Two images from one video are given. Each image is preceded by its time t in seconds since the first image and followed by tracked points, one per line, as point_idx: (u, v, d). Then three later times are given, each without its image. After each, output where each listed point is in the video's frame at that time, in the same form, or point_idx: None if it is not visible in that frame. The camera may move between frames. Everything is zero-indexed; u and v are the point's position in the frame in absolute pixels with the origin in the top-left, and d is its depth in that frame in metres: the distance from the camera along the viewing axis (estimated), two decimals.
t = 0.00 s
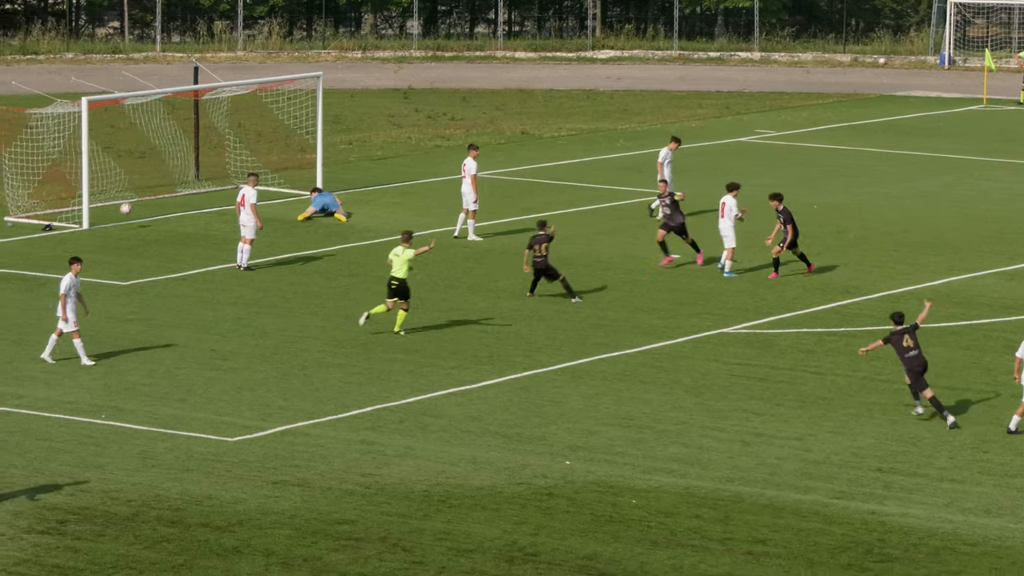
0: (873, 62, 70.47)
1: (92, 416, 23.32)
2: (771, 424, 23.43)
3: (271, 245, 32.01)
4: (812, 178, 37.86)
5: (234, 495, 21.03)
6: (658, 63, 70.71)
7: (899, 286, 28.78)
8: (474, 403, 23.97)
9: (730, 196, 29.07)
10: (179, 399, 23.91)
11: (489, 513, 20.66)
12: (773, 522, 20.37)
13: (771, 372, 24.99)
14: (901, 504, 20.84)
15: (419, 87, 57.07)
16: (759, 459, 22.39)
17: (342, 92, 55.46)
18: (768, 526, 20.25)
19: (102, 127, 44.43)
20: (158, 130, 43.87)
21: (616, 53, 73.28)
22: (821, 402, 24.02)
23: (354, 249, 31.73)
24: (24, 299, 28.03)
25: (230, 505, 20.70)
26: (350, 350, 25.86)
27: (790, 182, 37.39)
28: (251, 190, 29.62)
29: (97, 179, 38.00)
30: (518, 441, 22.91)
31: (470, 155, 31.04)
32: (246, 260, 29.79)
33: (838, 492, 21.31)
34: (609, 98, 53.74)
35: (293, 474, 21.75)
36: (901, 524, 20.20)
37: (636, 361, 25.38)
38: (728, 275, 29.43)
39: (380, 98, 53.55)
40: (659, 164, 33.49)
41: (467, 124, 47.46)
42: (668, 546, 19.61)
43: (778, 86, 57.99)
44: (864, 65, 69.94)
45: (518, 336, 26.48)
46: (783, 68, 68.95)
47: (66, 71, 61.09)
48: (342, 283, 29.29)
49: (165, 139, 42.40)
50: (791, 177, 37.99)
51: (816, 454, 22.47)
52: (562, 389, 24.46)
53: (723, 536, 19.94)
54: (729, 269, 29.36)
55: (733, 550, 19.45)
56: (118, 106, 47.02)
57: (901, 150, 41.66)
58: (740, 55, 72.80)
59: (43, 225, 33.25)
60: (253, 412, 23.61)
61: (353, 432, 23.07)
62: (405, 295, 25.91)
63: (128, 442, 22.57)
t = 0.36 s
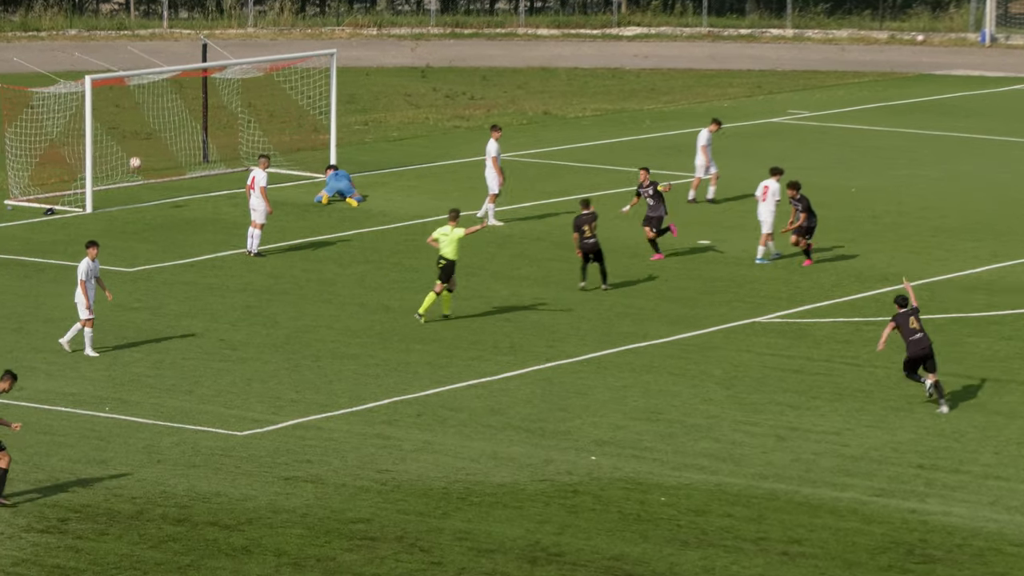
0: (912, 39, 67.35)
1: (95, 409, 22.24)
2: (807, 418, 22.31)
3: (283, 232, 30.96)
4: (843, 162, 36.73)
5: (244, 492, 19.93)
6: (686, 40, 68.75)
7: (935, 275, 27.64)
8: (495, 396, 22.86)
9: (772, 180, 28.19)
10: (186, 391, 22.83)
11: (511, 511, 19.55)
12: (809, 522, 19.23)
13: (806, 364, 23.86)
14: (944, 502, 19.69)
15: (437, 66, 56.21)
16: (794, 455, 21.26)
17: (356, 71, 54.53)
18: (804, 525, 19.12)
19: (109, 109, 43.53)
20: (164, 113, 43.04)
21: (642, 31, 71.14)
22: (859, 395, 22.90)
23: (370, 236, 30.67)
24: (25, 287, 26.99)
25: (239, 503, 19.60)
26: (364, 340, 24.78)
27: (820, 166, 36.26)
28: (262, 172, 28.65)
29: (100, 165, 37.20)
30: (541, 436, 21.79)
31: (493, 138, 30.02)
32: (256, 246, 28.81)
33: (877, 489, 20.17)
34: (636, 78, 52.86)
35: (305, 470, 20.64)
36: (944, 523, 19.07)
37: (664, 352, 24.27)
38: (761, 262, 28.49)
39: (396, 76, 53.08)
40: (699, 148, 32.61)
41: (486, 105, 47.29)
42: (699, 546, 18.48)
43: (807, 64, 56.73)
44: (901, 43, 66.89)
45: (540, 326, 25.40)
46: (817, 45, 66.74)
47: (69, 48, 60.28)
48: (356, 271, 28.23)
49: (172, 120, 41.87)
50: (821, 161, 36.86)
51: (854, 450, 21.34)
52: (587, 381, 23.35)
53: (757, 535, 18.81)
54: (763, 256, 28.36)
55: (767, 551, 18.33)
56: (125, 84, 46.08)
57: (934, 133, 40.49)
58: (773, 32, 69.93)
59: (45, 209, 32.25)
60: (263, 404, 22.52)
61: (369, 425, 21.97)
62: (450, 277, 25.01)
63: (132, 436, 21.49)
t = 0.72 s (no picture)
0: (964, 9, 64.87)
1: (84, 408, 20.65)
2: (850, 418, 20.67)
3: (289, 218, 29.38)
4: (879, 145, 35.07)
5: (244, 497, 18.35)
6: (721, 11, 66.34)
7: (982, 265, 26.01)
8: (515, 394, 21.26)
9: (826, 164, 26.85)
10: (182, 389, 21.25)
11: (531, 518, 17.95)
12: (853, 530, 17.61)
13: (847, 360, 22.23)
14: (999, 509, 18.05)
15: (450, 38, 54.74)
16: (836, 458, 19.63)
17: (366, 45, 53.02)
18: (847, 534, 17.51)
19: (101, 87, 42.06)
20: (155, 91, 41.65)
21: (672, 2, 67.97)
22: (906, 394, 21.27)
23: (380, 222, 29.07)
24: (13, 276, 25.42)
25: (238, 509, 18.03)
26: (374, 333, 23.19)
27: (854, 149, 34.60)
28: (262, 153, 27.16)
29: (88, 148, 35.83)
30: (563, 437, 20.18)
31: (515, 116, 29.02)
32: (257, 233, 27.30)
33: (926, 494, 18.54)
34: (667, 52, 51.40)
35: (309, 474, 19.06)
36: (999, 532, 17.44)
37: (695, 347, 22.65)
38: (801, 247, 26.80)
39: (408, 50, 51.56)
40: (751, 129, 31.03)
41: (506, 80, 46.18)
42: (734, 555, 16.90)
43: (838, 37, 55.07)
44: (952, 13, 64.28)
45: (562, 319, 23.79)
46: (861, 18, 64.01)
47: (55, 20, 58.58)
48: (366, 259, 26.65)
49: (168, 100, 40.67)
50: (856, 143, 35.18)
51: (901, 452, 19.69)
52: (612, 378, 21.73)
53: (797, 545, 17.20)
54: (805, 243, 26.70)
55: (807, 561, 16.75)
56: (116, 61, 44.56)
57: (974, 111, 38.79)
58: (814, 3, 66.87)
59: (30, 193, 30.73)
60: (265, 403, 20.93)
61: (378, 426, 20.37)
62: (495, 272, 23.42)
63: (124, 438, 19.91)
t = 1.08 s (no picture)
0: None
1: (67, 414, 18.78)
2: (909, 426, 18.75)
3: (295, 205, 27.51)
4: (921, 131, 33.15)
5: (243, 513, 16.49)
6: None
7: None
8: (541, 400, 19.36)
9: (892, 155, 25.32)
10: (175, 394, 19.38)
11: (559, 536, 16.06)
12: (915, 551, 15.71)
13: (905, 363, 20.32)
14: None
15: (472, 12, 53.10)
16: (895, 470, 17.72)
17: (381, 17, 51.28)
18: (907, 554, 15.62)
19: (90, 71, 40.27)
20: (147, 72, 40.01)
21: None
22: (971, 401, 19.34)
23: (392, 210, 27.19)
24: None
25: (235, 527, 16.16)
26: (387, 332, 21.31)
27: (895, 135, 32.68)
28: (263, 135, 25.30)
29: (73, 130, 34.14)
30: (594, 447, 18.28)
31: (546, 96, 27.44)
32: (259, 222, 25.43)
33: (994, 511, 16.62)
34: (709, 26, 49.73)
35: (315, 488, 17.18)
36: None
37: (737, 349, 20.73)
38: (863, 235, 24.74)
39: (426, 22, 49.78)
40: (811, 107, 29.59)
41: (531, 55, 44.50)
42: None
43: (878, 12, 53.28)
44: None
45: (591, 317, 21.90)
46: None
47: None
48: (378, 251, 24.79)
49: (161, 80, 39.05)
50: (897, 130, 33.26)
51: (966, 464, 17.76)
52: (647, 382, 19.82)
53: (855, 567, 15.31)
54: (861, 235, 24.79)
55: None
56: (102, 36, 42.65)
57: None
58: None
59: (10, 177, 28.96)
60: (267, 409, 19.05)
61: (392, 434, 18.49)
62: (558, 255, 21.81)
63: (111, 448, 18.05)
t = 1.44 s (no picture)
0: None
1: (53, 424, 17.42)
2: (961, 438, 17.35)
3: (300, 199, 26.13)
4: (956, 126, 31.75)
5: (242, 531, 15.14)
6: None
7: None
8: (563, 409, 17.98)
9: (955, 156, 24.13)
10: (170, 402, 18.02)
11: (586, 557, 14.69)
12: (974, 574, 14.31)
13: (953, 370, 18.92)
14: None
15: None
16: (947, 485, 16.32)
17: None
18: None
19: (84, 56, 38.88)
20: (141, 57, 38.77)
21: None
22: None
23: (403, 204, 25.80)
24: None
25: (232, 546, 14.81)
26: (397, 336, 19.95)
27: (929, 129, 31.29)
28: (263, 124, 23.98)
29: (62, 119, 32.90)
30: (622, 459, 16.90)
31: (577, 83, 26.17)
32: (260, 217, 24.09)
33: None
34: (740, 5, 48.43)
35: (320, 504, 15.82)
36: None
37: (773, 354, 19.34)
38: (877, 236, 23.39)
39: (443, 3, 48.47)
40: (864, 92, 28.62)
41: (553, 37, 43.21)
42: None
43: None
44: None
45: (616, 321, 20.51)
46: None
47: None
48: (388, 248, 23.43)
49: (154, 67, 37.82)
50: (931, 125, 31.87)
51: None
52: (677, 390, 18.44)
53: None
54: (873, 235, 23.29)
55: None
56: (95, 14, 41.17)
57: None
58: None
59: None
60: (269, 419, 17.69)
61: (404, 446, 17.12)
62: (613, 257, 20.44)
63: (100, 460, 16.69)
